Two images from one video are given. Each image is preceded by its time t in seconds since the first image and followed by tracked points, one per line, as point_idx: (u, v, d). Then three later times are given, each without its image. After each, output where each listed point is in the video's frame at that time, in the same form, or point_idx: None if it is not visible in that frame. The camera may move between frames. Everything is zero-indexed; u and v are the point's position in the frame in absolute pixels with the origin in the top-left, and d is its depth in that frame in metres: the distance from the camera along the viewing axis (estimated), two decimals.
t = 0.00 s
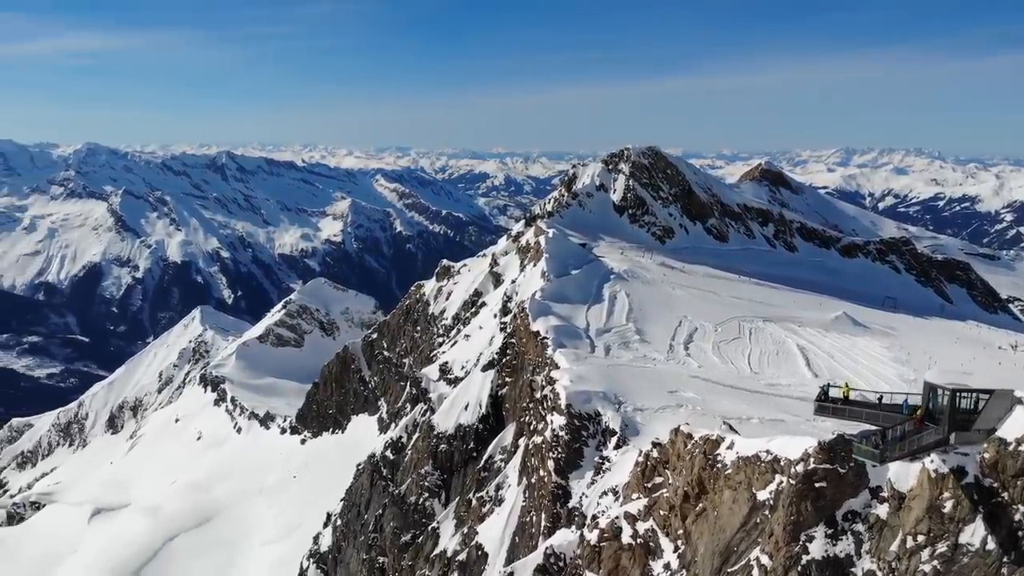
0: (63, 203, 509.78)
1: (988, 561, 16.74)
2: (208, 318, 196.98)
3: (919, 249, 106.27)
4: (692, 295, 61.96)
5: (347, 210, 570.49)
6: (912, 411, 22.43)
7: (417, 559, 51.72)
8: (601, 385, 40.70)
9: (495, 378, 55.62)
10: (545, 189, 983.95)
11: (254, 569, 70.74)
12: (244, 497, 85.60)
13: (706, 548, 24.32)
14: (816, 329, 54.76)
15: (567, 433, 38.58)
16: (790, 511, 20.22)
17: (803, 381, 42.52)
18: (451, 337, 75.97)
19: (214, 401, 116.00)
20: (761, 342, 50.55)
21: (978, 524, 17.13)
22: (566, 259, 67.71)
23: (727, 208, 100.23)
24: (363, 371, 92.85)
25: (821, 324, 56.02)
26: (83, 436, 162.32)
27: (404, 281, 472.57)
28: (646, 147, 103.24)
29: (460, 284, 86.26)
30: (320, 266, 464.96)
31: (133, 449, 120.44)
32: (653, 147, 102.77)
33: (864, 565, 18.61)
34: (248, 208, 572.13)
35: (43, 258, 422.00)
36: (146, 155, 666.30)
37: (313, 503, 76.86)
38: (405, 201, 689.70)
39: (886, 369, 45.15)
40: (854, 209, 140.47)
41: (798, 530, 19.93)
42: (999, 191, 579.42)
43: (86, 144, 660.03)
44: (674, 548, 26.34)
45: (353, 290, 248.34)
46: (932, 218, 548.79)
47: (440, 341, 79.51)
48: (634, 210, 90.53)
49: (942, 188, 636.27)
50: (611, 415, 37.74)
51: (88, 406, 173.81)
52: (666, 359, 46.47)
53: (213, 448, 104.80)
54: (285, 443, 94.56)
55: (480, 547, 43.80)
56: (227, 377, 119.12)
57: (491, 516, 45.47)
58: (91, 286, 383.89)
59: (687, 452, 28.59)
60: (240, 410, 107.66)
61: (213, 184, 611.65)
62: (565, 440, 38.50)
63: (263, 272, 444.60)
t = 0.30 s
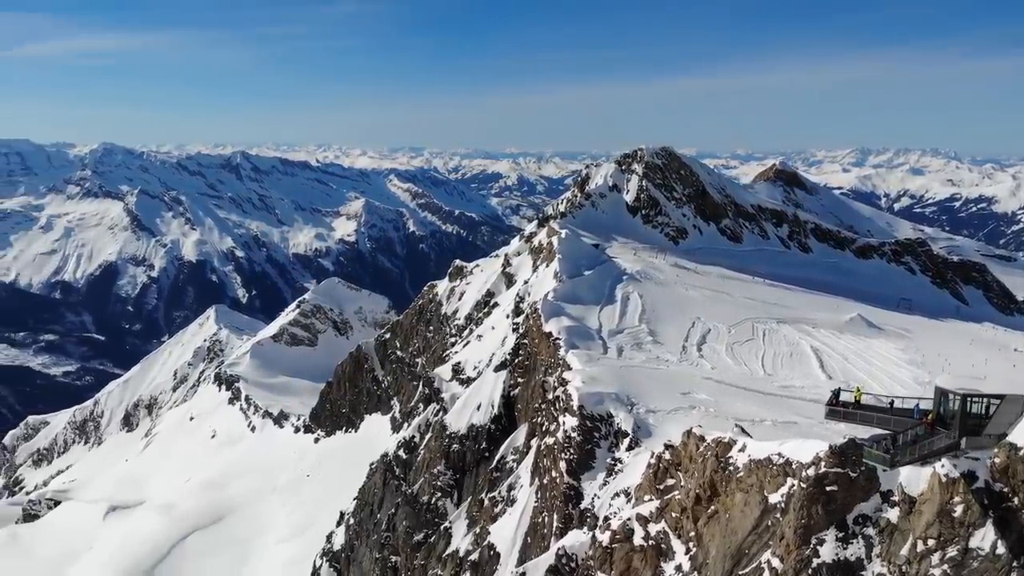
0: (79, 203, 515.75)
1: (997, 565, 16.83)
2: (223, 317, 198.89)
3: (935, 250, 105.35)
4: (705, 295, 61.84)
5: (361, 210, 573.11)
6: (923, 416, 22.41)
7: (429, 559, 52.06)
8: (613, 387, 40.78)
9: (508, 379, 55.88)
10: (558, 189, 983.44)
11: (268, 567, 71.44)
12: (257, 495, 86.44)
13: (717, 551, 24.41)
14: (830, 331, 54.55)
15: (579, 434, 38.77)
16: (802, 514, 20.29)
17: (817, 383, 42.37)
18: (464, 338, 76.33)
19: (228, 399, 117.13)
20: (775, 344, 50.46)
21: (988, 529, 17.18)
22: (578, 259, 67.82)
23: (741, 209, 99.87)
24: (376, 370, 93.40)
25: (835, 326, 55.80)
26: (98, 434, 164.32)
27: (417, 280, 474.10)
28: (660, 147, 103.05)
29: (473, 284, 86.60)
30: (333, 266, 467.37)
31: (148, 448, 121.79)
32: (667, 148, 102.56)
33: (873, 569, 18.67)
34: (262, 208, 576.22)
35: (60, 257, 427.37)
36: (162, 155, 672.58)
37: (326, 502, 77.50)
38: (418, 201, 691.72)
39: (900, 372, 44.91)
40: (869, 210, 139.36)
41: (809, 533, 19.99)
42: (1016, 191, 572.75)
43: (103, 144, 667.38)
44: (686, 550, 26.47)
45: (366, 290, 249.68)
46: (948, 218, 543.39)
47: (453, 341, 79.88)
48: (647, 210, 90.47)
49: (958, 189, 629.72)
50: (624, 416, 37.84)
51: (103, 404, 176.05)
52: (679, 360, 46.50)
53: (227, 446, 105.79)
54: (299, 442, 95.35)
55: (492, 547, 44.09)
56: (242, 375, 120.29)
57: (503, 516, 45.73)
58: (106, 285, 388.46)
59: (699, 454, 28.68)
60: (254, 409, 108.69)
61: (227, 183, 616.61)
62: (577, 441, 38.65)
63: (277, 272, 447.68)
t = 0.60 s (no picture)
0: (96, 203, 521.48)
1: (1007, 569, 16.75)
2: (237, 316, 200.57)
3: (950, 251, 104.49)
4: (718, 297, 61.74)
5: (374, 210, 575.42)
6: (935, 420, 22.45)
7: (441, 558, 52.37)
8: (625, 388, 40.90)
9: (520, 379, 56.12)
10: (571, 189, 982.80)
11: (282, 564, 72.20)
12: (271, 493, 87.22)
13: (728, 553, 24.51)
14: (845, 333, 54.22)
15: (591, 435, 38.89)
16: (812, 517, 20.38)
17: (830, 386, 42.26)
18: (476, 338, 76.64)
19: (242, 398, 118.16)
20: (789, 345, 50.39)
21: (998, 533, 17.15)
22: (591, 260, 67.91)
23: (755, 210, 99.46)
24: (389, 369, 93.84)
25: (849, 328, 55.51)
26: (113, 432, 166.23)
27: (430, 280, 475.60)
28: (673, 148, 102.83)
29: (486, 285, 86.90)
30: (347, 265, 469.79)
31: (163, 446, 123.10)
32: (680, 148, 102.34)
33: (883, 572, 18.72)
34: (277, 208, 580.16)
35: (76, 256, 432.38)
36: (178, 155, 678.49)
37: (340, 501, 78.12)
38: (432, 201, 693.71)
39: (915, 374, 44.66)
40: (884, 210, 138.33)
41: (819, 536, 20.11)
42: None
43: (118, 143, 674.46)
44: (698, 552, 26.57)
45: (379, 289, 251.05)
46: (964, 219, 538.48)
47: (465, 341, 80.23)
48: (660, 211, 90.43)
49: (975, 189, 623.40)
50: (636, 418, 37.89)
51: (118, 402, 177.98)
52: (692, 362, 46.53)
53: (241, 444, 106.75)
54: (312, 441, 96.06)
55: (504, 547, 44.40)
56: (255, 374, 121.37)
57: (515, 516, 45.98)
58: (122, 284, 392.81)
59: (711, 456, 28.73)
60: (268, 408, 109.64)
61: (242, 183, 621.37)
62: (589, 443, 38.81)
63: (291, 271, 450.54)
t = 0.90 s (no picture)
0: (112, 202, 527.00)
1: None
2: (251, 316, 202.13)
3: (966, 253, 103.60)
4: (732, 298, 61.64)
5: (388, 210, 577.80)
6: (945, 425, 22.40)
7: (454, 557, 52.62)
8: (637, 390, 40.96)
9: (532, 380, 56.32)
10: (584, 189, 982.30)
11: (296, 563, 72.83)
12: (285, 492, 87.98)
13: (739, 556, 24.61)
14: (860, 335, 53.93)
15: (603, 437, 39.05)
16: (823, 521, 20.51)
17: (844, 388, 42.12)
18: (488, 338, 76.91)
19: (257, 397, 119.19)
20: (802, 347, 50.31)
21: (1009, 538, 17.23)
22: (603, 261, 67.98)
23: (769, 211, 99.05)
24: (401, 369, 94.25)
25: (864, 330, 55.22)
26: (128, 430, 168.09)
27: (442, 280, 476.97)
28: (687, 149, 102.55)
29: (498, 285, 87.20)
30: (361, 265, 472.15)
31: (178, 444, 124.38)
32: (694, 149, 101.99)
33: None
34: (291, 207, 584.01)
35: (92, 256, 437.38)
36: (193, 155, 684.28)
37: (353, 500, 78.66)
38: (445, 200, 695.59)
39: (929, 376, 44.41)
40: (899, 211, 137.10)
41: (830, 540, 20.20)
42: None
43: (134, 143, 681.45)
44: (709, 555, 26.64)
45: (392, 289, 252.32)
46: (980, 220, 533.83)
47: (478, 341, 80.49)
48: (673, 212, 90.31)
49: (992, 190, 617.82)
50: (648, 420, 37.92)
51: (133, 400, 179.92)
52: (705, 363, 46.54)
53: (255, 442, 107.66)
54: (325, 440, 96.74)
55: (516, 548, 44.73)
56: (269, 372, 122.50)
57: (527, 516, 46.20)
58: (137, 283, 397.79)
59: (723, 459, 28.87)
60: (282, 407, 110.62)
61: (257, 183, 625.85)
62: (601, 444, 38.95)
63: (305, 271, 453.43)
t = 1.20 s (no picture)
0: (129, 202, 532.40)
1: None
2: (265, 315, 203.70)
3: (984, 254, 102.46)
4: (746, 300, 61.46)
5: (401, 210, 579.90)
6: (957, 429, 22.40)
7: (466, 557, 52.87)
8: (649, 392, 40.99)
9: (544, 381, 56.44)
10: (597, 189, 980.57)
11: (309, 561, 73.51)
12: (299, 490, 88.70)
13: (751, 558, 24.69)
14: (874, 337, 53.65)
15: (616, 439, 39.09)
16: (834, 525, 20.53)
17: (858, 391, 41.96)
18: (501, 338, 77.12)
19: (271, 396, 120.14)
20: (816, 349, 50.14)
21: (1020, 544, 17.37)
22: (616, 262, 67.99)
23: (783, 211, 98.57)
24: (414, 369, 94.55)
25: (879, 332, 54.89)
26: (143, 428, 169.83)
27: (455, 280, 477.83)
28: (700, 149, 102.19)
29: (511, 286, 87.39)
30: (374, 264, 474.02)
31: (193, 442, 125.54)
32: (708, 150, 101.62)
33: None
34: (305, 207, 587.55)
35: (109, 255, 442.36)
36: (208, 155, 689.76)
37: (366, 498, 79.25)
38: (458, 200, 696.54)
39: (944, 379, 44.15)
40: (916, 212, 135.70)
41: (841, 542, 20.25)
42: None
43: (150, 143, 687.97)
44: (720, 557, 26.69)
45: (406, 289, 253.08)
46: (998, 221, 528.05)
47: (490, 342, 80.78)
48: (687, 213, 90.06)
49: (1010, 190, 610.53)
50: (661, 421, 37.95)
51: (149, 398, 181.77)
52: (718, 365, 46.51)
53: (269, 441, 108.60)
54: (339, 439, 97.37)
55: (528, 548, 44.88)
56: (283, 372, 123.44)
57: (539, 517, 46.38)
58: (154, 281, 406.86)
59: (735, 462, 28.88)
60: (296, 406, 111.43)
61: (271, 183, 630.05)
62: (614, 446, 39.00)
63: (319, 270, 455.99)
